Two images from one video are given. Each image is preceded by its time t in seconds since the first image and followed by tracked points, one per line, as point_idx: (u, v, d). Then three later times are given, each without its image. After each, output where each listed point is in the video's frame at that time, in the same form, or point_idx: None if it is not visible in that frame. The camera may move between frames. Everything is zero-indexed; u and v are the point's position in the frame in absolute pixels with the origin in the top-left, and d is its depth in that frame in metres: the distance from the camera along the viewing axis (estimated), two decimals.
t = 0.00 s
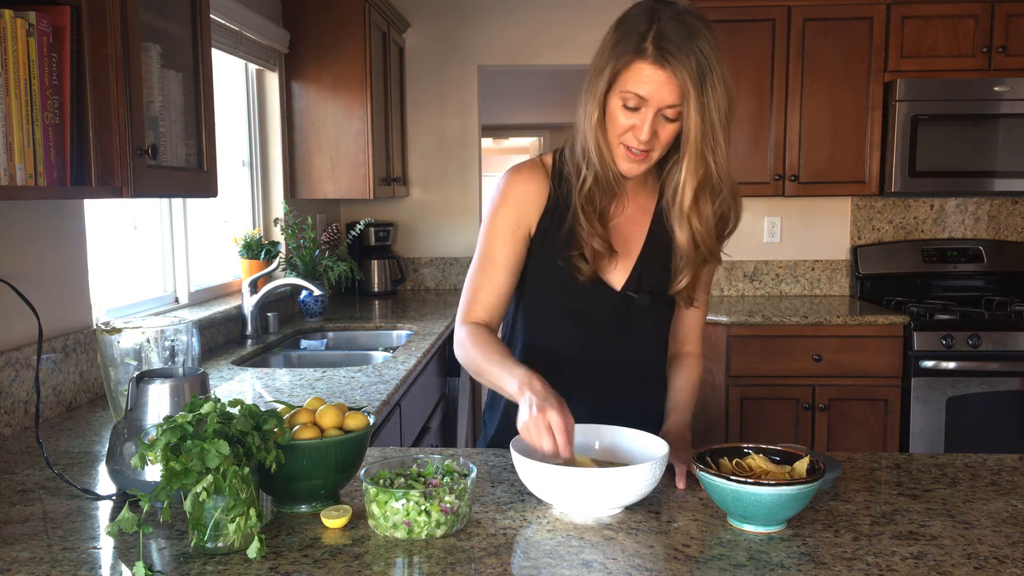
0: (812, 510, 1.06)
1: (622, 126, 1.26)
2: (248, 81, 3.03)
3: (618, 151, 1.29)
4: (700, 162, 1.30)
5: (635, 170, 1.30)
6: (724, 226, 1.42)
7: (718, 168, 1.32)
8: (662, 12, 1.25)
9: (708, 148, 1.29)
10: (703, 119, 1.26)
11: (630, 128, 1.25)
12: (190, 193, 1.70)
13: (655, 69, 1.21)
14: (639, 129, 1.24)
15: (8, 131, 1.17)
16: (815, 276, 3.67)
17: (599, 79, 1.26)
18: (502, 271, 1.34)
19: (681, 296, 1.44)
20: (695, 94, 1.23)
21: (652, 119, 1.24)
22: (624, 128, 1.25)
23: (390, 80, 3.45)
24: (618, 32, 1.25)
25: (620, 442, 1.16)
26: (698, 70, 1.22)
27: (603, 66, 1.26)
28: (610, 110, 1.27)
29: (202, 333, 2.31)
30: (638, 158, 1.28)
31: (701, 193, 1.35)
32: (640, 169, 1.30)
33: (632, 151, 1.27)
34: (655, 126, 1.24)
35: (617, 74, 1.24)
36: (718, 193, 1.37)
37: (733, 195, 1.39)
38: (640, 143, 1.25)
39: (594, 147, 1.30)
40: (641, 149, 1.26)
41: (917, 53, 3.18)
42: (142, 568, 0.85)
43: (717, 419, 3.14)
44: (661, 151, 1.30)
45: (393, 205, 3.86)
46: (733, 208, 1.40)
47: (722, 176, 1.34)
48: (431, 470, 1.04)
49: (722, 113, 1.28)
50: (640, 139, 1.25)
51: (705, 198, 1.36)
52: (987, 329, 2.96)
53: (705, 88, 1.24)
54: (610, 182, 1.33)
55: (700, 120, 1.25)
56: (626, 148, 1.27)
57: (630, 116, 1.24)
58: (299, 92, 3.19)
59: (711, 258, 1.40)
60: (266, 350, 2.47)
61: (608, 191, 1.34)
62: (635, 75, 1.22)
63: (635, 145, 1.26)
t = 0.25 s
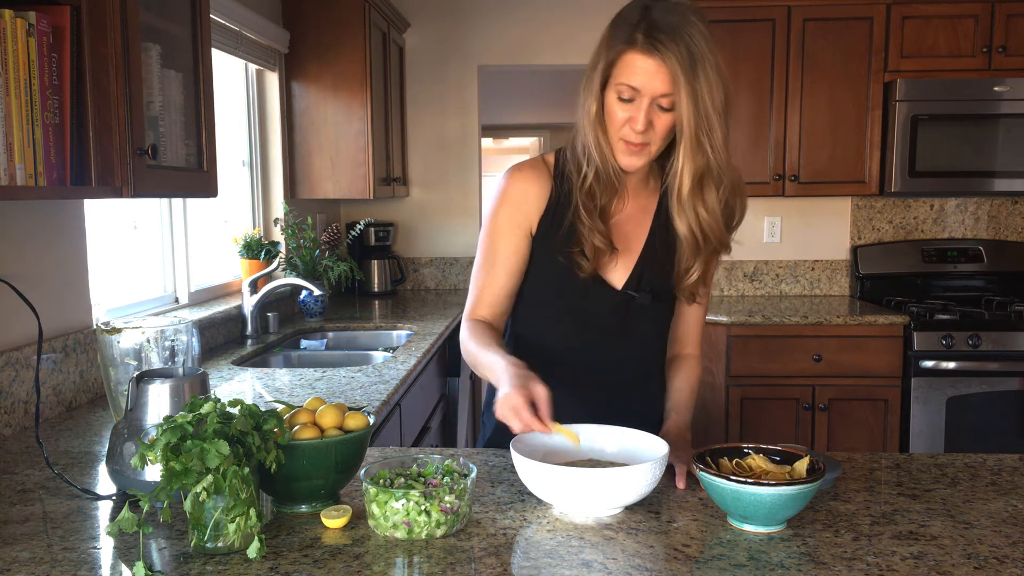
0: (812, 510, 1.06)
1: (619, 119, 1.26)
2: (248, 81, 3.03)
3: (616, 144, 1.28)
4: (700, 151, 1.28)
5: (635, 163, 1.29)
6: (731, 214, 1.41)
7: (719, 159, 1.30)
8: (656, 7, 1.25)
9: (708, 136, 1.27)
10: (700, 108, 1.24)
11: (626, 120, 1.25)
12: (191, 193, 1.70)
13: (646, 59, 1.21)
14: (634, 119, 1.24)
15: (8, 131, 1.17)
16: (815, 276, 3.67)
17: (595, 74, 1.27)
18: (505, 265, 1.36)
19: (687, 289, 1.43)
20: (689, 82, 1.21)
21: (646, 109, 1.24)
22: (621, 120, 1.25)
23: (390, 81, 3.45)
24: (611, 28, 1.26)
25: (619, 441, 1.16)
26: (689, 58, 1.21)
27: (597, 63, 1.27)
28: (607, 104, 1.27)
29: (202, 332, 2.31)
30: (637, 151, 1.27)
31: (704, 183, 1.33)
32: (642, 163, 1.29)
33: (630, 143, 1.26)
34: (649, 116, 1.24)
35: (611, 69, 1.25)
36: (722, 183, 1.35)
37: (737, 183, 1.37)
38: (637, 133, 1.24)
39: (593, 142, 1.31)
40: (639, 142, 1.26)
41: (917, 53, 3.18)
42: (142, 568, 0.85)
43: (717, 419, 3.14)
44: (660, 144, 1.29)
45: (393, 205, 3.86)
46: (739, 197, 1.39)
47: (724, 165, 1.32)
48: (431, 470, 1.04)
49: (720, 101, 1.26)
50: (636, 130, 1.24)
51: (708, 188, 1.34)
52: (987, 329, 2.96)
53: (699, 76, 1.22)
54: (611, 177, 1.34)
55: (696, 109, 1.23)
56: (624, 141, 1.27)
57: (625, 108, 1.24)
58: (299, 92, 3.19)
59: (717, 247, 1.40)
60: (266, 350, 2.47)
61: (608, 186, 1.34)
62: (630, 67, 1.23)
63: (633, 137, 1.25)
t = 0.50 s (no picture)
0: (812, 510, 1.06)
1: (613, 113, 1.27)
2: (248, 81, 3.03)
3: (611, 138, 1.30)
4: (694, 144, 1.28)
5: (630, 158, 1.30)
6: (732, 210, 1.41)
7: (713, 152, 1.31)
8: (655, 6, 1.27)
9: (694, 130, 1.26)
10: (691, 100, 1.24)
11: (619, 113, 1.27)
12: (191, 193, 1.70)
13: (639, 50, 1.23)
14: (626, 111, 1.26)
15: (8, 131, 1.17)
16: (815, 276, 3.67)
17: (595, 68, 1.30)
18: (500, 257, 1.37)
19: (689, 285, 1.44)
20: (679, 74, 1.22)
21: (638, 101, 1.25)
22: (615, 114, 1.27)
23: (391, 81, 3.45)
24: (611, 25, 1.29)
25: (619, 442, 1.16)
26: (677, 51, 1.22)
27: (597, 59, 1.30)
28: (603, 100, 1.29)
29: (202, 333, 2.31)
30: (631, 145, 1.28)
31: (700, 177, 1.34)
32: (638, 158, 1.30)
33: (624, 136, 1.28)
34: (641, 108, 1.25)
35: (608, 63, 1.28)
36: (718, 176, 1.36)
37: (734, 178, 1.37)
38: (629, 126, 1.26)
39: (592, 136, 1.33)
40: (633, 136, 1.27)
41: (917, 53, 3.18)
42: (142, 568, 0.85)
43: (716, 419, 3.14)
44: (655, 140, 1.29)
45: (393, 205, 3.86)
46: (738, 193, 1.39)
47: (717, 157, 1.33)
48: (431, 470, 1.04)
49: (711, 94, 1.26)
50: (629, 122, 1.26)
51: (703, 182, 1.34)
52: (987, 329, 2.96)
53: (688, 68, 1.23)
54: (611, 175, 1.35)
55: (686, 102, 1.24)
56: (619, 135, 1.28)
57: (619, 101, 1.27)
58: (299, 92, 3.19)
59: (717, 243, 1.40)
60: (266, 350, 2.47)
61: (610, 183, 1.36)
62: (625, 63, 1.25)
63: (626, 130, 1.27)
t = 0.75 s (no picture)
0: (812, 510, 1.06)
1: (609, 104, 1.28)
2: (248, 81, 3.03)
3: (604, 129, 1.29)
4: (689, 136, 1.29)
5: (623, 150, 1.29)
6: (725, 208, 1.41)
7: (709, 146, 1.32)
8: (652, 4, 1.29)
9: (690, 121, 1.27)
10: (688, 91, 1.26)
11: (615, 102, 1.27)
12: (191, 193, 1.70)
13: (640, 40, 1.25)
14: (622, 99, 1.26)
15: (8, 131, 1.17)
16: (815, 276, 3.67)
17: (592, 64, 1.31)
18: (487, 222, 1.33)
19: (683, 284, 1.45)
20: (678, 64, 1.24)
21: (634, 90, 1.27)
22: (610, 103, 1.28)
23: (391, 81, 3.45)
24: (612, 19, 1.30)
25: (619, 442, 1.16)
26: (678, 41, 1.25)
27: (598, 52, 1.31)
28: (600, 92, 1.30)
29: (202, 333, 2.31)
30: (626, 135, 1.28)
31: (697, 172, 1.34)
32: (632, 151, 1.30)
33: (618, 126, 1.27)
34: (638, 97, 1.27)
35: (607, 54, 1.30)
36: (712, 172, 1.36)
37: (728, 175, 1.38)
38: (624, 114, 1.27)
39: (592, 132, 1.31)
40: (628, 126, 1.27)
41: (917, 53, 3.18)
42: (142, 568, 0.85)
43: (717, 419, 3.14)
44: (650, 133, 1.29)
45: (393, 205, 3.86)
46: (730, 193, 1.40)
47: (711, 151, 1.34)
48: (431, 470, 1.04)
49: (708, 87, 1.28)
50: (625, 111, 1.26)
51: (698, 177, 1.35)
52: (987, 329, 2.96)
53: (687, 59, 1.25)
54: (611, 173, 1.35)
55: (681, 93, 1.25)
56: (613, 125, 1.28)
57: (616, 91, 1.27)
58: (299, 92, 3.19)
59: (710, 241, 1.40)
60: (266, 350, 2.47)
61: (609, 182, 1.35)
62: (624, 53, 1.27)
63: (622, 119, 1.27)
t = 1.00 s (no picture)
0: (812, 510, 1.06)
1: (604, 104, 1.27)
2: (248, 81, 3.03)
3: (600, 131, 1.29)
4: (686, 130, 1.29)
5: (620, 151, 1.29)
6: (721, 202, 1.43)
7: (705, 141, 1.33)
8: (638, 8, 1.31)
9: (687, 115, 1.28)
10: (682, 86, 1.27)
11: (610, 103, 1.27)
12: (191, 193, 1.70)
13: (631, 39, 1.27)
14: (616, 99, 1.26)
15: (8, 131, 1.17)
16: (815, 276, 3.67)
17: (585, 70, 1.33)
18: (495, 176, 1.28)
19: (684, 282, 1.45)
20: (671, 60, 1.26)
21: (628, 89, 1.27)
22: (604, 104, 1.28)
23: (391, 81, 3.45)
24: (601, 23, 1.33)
25: (620, 442, 1.16)
26: (669, 37, 1.26)
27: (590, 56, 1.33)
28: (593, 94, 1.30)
29: (202, 332, 2.31)
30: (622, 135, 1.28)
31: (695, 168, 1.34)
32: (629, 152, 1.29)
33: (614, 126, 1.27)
34: (632, 96, 1.27)
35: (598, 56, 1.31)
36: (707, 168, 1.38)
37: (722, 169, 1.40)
38: (619, 113, 1.26)
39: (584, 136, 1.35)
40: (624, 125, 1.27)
41: (918, 53, 3.18)
42: (141, 568, 0.85)
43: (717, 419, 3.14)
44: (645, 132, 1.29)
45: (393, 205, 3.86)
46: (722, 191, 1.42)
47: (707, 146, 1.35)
48: (431, 470, 1.04)
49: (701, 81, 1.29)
50: (620, 111, 1.26)
51: (695, 173, 1.35)
52: (987, 329, 2.96)
53: (678, 54, 1.27)
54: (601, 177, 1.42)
55: (676, 89, 1.26)
56: (608, 126, 1.27)
57: (610, 91, 1.27)
58: (299, 92, 3.19)
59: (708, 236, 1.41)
60: (266, 350, 2.47)
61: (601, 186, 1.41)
62: (616, 54, 1.28)
63: (618, 120, 1.26)
